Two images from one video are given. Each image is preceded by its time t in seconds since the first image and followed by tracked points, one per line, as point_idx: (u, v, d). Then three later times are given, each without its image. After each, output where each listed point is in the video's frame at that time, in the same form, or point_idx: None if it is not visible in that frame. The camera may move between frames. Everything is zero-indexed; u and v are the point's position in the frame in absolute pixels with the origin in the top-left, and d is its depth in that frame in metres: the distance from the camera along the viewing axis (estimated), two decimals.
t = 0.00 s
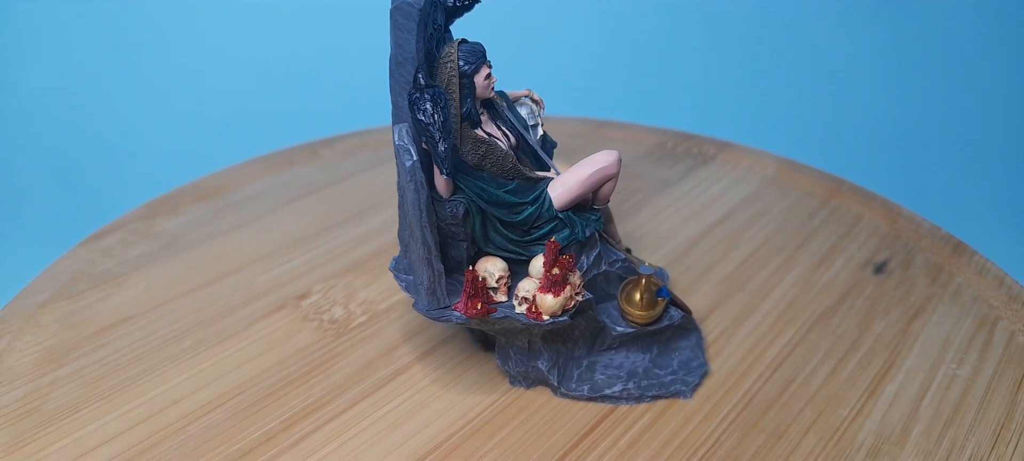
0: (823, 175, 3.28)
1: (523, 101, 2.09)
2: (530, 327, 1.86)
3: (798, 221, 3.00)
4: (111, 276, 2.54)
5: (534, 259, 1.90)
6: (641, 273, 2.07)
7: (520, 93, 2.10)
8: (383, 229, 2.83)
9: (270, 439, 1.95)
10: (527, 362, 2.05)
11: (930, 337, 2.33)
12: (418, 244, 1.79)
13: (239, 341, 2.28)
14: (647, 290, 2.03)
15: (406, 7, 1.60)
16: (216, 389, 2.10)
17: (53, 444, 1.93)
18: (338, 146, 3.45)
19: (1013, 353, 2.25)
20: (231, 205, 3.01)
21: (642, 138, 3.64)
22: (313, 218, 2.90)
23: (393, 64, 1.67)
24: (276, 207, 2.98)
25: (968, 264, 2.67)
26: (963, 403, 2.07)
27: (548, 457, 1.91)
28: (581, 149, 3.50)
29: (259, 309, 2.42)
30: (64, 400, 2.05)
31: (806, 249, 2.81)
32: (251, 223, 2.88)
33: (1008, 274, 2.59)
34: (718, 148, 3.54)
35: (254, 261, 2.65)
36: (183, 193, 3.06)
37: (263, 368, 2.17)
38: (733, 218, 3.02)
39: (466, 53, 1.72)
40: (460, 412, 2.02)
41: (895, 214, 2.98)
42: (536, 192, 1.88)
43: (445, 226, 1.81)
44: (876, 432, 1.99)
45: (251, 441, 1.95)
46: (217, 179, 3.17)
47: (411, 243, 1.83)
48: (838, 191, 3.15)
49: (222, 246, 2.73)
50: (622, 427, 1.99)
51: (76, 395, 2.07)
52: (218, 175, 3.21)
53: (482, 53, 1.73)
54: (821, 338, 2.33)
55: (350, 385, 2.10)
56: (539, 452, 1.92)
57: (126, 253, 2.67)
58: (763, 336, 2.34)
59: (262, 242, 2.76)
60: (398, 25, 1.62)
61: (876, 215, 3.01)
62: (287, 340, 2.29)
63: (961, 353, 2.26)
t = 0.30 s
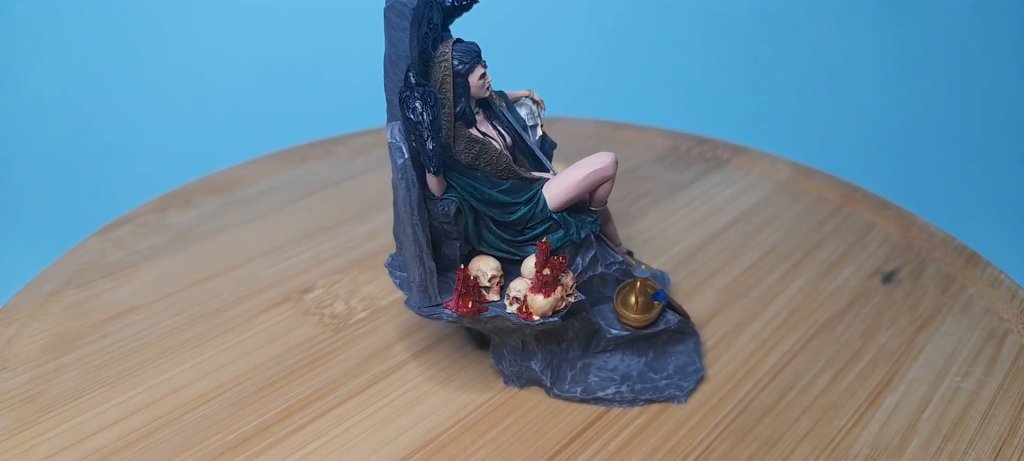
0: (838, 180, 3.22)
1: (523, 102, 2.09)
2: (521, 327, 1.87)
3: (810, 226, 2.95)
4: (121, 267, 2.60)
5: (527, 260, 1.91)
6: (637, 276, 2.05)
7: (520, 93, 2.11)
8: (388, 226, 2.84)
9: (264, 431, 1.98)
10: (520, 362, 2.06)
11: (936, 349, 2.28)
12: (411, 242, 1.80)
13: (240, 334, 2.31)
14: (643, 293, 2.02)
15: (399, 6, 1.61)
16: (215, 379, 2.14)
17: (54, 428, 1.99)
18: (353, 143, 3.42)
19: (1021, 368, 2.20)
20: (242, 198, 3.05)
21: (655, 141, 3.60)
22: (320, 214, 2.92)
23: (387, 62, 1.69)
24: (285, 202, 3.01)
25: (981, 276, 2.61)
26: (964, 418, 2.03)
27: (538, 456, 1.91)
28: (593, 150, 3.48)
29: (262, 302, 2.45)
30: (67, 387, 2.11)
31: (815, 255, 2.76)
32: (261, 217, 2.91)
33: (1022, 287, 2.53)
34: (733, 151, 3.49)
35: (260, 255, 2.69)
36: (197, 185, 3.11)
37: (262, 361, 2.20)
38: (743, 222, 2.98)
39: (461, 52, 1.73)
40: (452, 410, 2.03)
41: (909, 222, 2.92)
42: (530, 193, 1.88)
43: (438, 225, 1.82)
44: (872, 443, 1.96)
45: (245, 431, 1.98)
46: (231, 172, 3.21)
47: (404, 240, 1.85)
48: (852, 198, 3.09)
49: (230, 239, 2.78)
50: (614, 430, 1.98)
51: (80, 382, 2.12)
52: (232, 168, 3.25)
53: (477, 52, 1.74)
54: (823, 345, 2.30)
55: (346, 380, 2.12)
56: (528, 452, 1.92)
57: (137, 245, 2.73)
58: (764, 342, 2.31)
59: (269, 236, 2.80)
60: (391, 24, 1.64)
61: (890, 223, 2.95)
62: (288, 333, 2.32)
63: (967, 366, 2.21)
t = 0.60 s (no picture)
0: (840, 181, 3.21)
1: (523, 102, 2.09)
2: (520, 327, 1.87)
3: (811, 226, 2.94)
4: (123, 265, 2.61)
5: (527, 260, 1.91)
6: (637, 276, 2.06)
7: (520, 93, 2.11)
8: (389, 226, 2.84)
9: (263, 430, 1.98)
10: (520, 362, 2.06)
11: (937, 350, 2.28)
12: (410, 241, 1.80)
13: (241, 333, 2.32)
14: (642, 293, 2.02)
15: (399, 5, 1.61)
16: (214, 378, 2.15)
17: (55, 426, 2.00)
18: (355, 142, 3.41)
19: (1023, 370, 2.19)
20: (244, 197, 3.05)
21: (657, 141, 3.58)
22: (321, 214, 2.92)
23: (387, 62, 1.69)
24: (287, 201, 3.00)
25: (982, 277, 2.60)
26: (965, 420, 2.02)
27: (537, 456, 1.91)
28: (595, 150, 3.47)
29: (263, 301, 2.45)
30: (67, 385, 2.11)
31: (816, 256, 2.75)
32: (262, 216, 2.91)
33: None
34: (735, 151, 3.48)
35: (262, 253, 2.69)
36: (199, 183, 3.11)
37: (262, 360, 2.21)
38: (744, 223, 2.97)
39: (461, 52, 1.73)
40: (452, 410, 2.04)
41: (911, 223, 2.91)
42: (529, 193, 1.88)
43: (438, 224, 1.82)
44: (872, 445, 1.96)
45: (244, 431, 1.98)
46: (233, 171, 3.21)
47: (404, 240, 1.85)
48: (854, 199, 3.09)
49: (232, 237, 2.78)
50: (613, 430, 1.98)
51: (81, 380, 2.13)
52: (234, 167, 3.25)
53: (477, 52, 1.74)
54: (823, 346, 2.29)
55: (345, 379, 2.13)
56: (528, 452, 1.92)
57: (139, 243, 2.73)
58: (764, 344, 2.31)
59: (270, 235, 2.80)
60: (391, 23, 1.64)
61: (892, 224, 2.94)
62: (288, 333, 2.32)
63: (968, 368, 2.20)
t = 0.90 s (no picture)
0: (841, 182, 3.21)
1: (524, 104, 2.10)
2: (521, 329, 1.87)
3: (812, 227, 2.94)
4: (125, 267, 2.61)
5: (527, 262, 1.92)
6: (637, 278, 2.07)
7: (521, 95, 2.11)
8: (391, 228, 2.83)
9: (264, 432, 1.99)
10: (522, 364, 2.06)
11: (938, 352, 2.28)
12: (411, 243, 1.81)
13: (242, 335, 2.32)
14: (643, 294, 2.03)
15: (400, 8, 1.62)
16: (216, 380, 2.15)
17: (57, 428, 2.00)
18: (359, 143, 3.38)
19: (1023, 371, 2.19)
20: (246, 197, 3.05)
21: (658, 142, 3.58)
22: (323, 215, 2.92)
23: (387, 64, 1.70)
24: (288, 202, 3.00)
25: (983, 278, 2.59)
26: (964, 421, 2.03)
27: (538, 458, 1.91)
28: (597, 151, 3.47)
29: (264, 303, 2.45)
30: (69, 387, 2.12)
31: (817, 257, 2.75)
32: (264, 217, 2.91)
33: None
34: (736, 152, 3.48)
35: (263, 255, 2.70)
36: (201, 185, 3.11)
37: (263, 362, 2.21)
38: (745, 224, 2.97)
39: (462, 54, 1.74)
40: (453, 411, 2.04)
41: (912, 224, 2.90)
42: (530, 195, 1.88)
43: (438, 226, 1.82)
44: (873, 446, 1.96)
45: (246, 433, 1.99)
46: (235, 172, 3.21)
47: (405, 242, 1.85)
48: (855, 199, 3.08)
49: (234, 239, 2.78)
50: (613, 432, 1.99)
51: (83, 382, 2.14)
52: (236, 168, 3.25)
53: (477, 54, 1.74)
54: (824, 348, 2.30)
55: (347, 381, 2.13)
56: (528, 454, 1.92)
57: (141, 245, 2.73)
58: (764, 345, 2.31)
59: (271, 236, 2.80)
60: (392, 26, 1.64)
61: (893, 224, 2.93)
62: (289, 334, 2.32)
63: (968, 369, 2.20)
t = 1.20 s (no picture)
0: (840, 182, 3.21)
1: (523, 105, 2.10)
2: (520, 330, 1.87)
3: (811, 227, 2.94)
4: (124, 269, 2.61)
5: (526, 263, 1.91)
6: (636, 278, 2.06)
7: (520, 96, 2.11)
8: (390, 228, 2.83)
9: (263, 434, 1.99)
10: (520, 365, 2.07)
11: (937, 351, 2.28)
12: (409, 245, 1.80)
13: (241, 336, 2.32)
14: (642, 296, 2.02)
15: (397, 10, 1.61)
16: (214, 382, 2.15)
17: (56, 430, 2.00)
18: (357, 143, 3.38)
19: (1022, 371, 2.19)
20: (245, 198, 3.04)
21: (658, 142, 3.57)
22: (322, 216, 2.91)
23: (385, 66, 1.69)
24: (288, 203, 3.00)
25: (982, 277, 2.59)
26: (964, 421, 2.02)
27: (537, 459, 1.91)
28: (596, 152, 3.47)
29: (263, 304, 2.45)
30: (67, 389, 2.12)
31: (816, 257, 2.75)
32: (263, 218, 2.91)
33: None
34: (735, 152, 3.48)
35: (262, 256, 2.69)
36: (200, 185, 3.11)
37: (262, 363, 2.21)
38: (744, 224, 2.97)
39: (460, 56, 1.74)
40: (452, 412, 2.04)
41: (912, 223, 2.90)
42: (528, 196, 1.88)
43: (437, 228, 1.82)
44: (872, 446, 1.96)
45: (244, 434, 1.99)
46: (234, 173, 3.21)
47: (403, 243, 1.85)
48: (854, 199, 3.08)
49: (233, 239, 2.78)
50: (612, 433, 1.99)
51: (82, 384, 2.14)
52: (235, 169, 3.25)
53: (475, 55, 1.74)
54: (823, 348, 2.29)
55: (346, 382, 2.13)
56: (527, 455, 1.92)
57: (140, 246, 2.73)
58: (764, 345, 2.31)
59: (270, 237, 2.80)
60: (390, 28, 1.64)
61: (892, 224, 2.93)
62: (288, 335, 2.32)
63: (967, 369, 2.20)
